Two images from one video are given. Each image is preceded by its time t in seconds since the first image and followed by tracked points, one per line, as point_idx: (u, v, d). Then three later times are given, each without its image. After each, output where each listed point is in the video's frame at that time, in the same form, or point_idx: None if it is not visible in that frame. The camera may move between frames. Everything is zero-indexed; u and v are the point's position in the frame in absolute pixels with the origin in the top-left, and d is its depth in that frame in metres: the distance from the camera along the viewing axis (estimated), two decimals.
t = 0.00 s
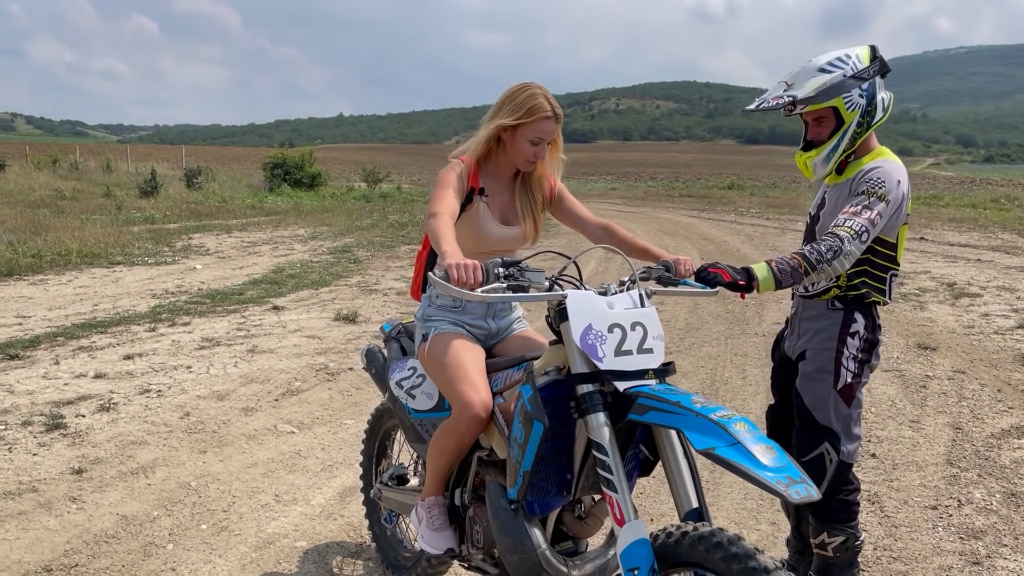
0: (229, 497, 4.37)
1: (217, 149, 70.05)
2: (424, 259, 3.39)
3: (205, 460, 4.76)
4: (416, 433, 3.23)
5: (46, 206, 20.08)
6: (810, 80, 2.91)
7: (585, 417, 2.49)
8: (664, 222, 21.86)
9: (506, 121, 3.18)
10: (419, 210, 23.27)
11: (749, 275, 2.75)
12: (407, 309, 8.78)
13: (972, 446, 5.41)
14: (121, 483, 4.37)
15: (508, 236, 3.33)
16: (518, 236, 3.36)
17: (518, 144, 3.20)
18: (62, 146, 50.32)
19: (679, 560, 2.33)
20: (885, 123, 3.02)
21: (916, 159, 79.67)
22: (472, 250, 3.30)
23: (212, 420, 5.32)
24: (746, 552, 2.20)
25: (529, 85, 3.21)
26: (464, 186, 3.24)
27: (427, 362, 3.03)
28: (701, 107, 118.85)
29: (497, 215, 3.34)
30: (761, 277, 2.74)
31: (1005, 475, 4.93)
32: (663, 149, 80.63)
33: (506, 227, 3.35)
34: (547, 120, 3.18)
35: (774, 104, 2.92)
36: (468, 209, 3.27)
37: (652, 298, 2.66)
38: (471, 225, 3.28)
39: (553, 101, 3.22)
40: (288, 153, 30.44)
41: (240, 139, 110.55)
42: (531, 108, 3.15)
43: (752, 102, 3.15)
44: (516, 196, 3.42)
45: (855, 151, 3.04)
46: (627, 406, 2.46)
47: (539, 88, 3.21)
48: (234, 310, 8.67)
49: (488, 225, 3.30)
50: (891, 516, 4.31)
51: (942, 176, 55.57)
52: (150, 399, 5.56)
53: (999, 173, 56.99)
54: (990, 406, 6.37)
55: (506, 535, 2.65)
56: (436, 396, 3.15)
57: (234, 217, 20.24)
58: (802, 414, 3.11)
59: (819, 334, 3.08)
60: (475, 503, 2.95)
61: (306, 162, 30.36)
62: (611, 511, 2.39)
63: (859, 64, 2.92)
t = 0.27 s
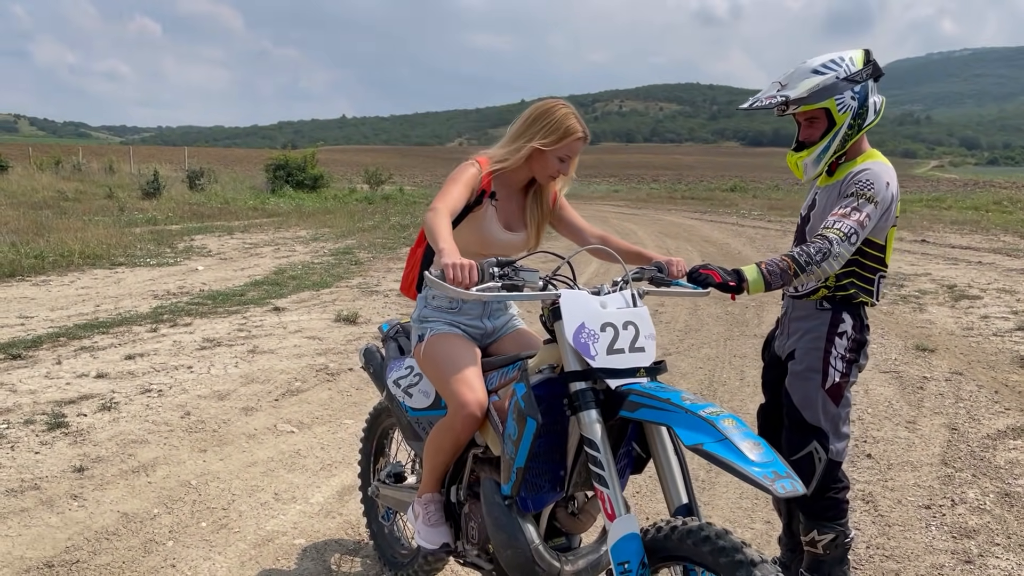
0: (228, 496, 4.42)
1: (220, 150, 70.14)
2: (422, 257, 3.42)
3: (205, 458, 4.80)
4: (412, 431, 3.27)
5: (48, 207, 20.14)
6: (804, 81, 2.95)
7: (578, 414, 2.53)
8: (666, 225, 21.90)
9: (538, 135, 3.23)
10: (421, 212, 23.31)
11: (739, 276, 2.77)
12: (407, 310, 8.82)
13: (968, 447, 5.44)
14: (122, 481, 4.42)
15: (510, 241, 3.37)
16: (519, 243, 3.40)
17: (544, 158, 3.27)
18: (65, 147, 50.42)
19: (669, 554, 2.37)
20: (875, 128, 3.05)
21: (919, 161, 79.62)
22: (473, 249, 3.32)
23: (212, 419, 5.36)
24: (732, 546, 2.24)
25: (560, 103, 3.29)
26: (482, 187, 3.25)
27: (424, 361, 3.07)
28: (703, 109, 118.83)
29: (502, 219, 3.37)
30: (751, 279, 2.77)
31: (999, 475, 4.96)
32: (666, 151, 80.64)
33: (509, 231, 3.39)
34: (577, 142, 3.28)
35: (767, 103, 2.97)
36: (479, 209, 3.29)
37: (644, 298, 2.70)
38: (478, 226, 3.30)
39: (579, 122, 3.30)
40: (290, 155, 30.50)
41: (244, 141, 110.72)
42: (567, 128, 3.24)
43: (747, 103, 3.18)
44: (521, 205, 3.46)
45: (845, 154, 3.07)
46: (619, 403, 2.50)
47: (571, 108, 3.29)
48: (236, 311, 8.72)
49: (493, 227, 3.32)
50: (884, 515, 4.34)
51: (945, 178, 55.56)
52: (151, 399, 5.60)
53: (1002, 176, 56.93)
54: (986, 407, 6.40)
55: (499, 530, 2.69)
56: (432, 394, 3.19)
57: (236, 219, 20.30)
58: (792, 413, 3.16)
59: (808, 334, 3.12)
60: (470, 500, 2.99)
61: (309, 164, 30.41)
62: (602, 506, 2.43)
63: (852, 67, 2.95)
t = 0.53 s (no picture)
0: (222, 489, 4.50)
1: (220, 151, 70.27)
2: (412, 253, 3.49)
3: (199, 453, 4.88)
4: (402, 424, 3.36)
5: (49, 208, 20.24)
6: (777, 89, 3.01)
7: (560, 405, 2.60)
8: (664, 225, 21.98)
9: (537, 142, 3.26)
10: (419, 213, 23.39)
11: (715, 273, 2.85)
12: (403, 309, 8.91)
13: (952, 444, 5.52)
14: (118, 475, 4.50)
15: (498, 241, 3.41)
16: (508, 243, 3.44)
17: (541, 165, 3.30)
18: (65, 148, 50.48)
19: (645, 540, 2.45)
20: (850, 128, 3.13)
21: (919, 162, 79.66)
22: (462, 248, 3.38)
23: (208, 415, 5.44)
24: (705, 531, 2.32)
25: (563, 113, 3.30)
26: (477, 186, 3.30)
27: (413, 356, 3.15)
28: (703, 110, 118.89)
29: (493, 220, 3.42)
30: (727, 276, 2.84)
31: (981, 471, 5.03)
32: (667, 152, 80.72)
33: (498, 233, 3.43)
34: (576, 153, 3.30)
35: (744, 113, 3.01)
36: (472, 208, 3.34)
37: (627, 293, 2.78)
38: (470, 225, 3.36)
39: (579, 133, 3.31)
40: (291, 156, 30.60)
41: (245, 142, 110.87)
42: (566, 138, 3.26)
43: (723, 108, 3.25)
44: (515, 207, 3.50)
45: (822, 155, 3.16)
46: (600, 395, 2.58)
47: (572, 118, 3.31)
48: (233, 310, 8.80)
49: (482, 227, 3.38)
50: (866, 510, 4.41)
51: (944, 179, 55.60)
52: (147, 395, 5.69)
53: (1003, 176, 56.95)
54: (973, 405, 6.48)
55: (483, 518, 2.77)
56: (421, 388, 3.27)
57: (236, 220, 20.40)
58: (769, 408, 3.23)
59: (785, 330, 3.19)
60: (456, 490, 3.07)
61: (309, 165, 30.50)
62: (582, 493, 2.50)
63: (823, 72, 3.03)
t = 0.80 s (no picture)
0: (214, 481, 4.60)
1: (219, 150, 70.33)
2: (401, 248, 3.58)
3: (193, 446, 4.98)
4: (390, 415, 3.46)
5: (47, 207, 20.32)
6: (746, 92, 3.12)
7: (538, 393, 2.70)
8: (660, 224, 22.08)
9: (516, 140, 3.35)
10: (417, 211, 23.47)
11: (690, 273, 2.93)
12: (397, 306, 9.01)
13: (933, 437, 5.62)
14: (112, 467, 4.60)
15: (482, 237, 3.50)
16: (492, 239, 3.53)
17: (521, 163, 3.38)
18: (63, 147, 50.54)
19: (618, 523, 2.55)
20: (819, 127, 3.24)
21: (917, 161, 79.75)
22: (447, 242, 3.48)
23: (202, 410, 5.54)
24: (674, 513, 2.42)
25: (544, 113, 3.39)
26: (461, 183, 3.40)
27: (400, 347, 3.25)
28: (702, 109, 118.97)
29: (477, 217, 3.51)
30: (701, 276, 2.92)
31: (960, 463, 5.14)
32: (665, 151, 80.80)
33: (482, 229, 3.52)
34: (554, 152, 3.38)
35: (715, 117, 3.10)
36: (456, 204, 3.45)
37: (605, 288, 2.87)
38: (455, 221, 3.46)
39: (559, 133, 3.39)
40: (289, 155, 30.69)
41: (244, 141, 110.91)
42: (545, 136, 3.33)
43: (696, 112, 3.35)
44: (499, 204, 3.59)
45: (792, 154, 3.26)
46: (577, 384, 2.67)
47: (552, 116, 3.39)
48: (229, 308, 8.90)
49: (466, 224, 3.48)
50: (844, 500, 4.51)
51: (942, 178, 55.70)
52: (142, 390, 5.79)
53: (1001, 175, 57.02)
54: (955, 399, 6.58)
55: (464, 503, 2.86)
56: (409, 378, 3.37)
57: (234, 218, 20.48)
58: (744, 398, 3.32)
59: (759, 323, 3.29)
60: (440, 477, 3.17)
61: (307, 164, 30.58)
62: (558, 477, 2.59)
63: (791, 74, 3.14)
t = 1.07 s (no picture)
0: (209, 471, 4.69)
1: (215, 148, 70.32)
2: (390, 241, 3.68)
3: (188, 438, 5.08)
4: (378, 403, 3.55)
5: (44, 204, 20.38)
6: (721, 90, 3.22)
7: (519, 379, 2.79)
8: (655, 220, 22.18)
9: (495, 137, 3.46)
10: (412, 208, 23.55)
11: (668, 266, 2.98)
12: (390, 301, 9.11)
13: (915, 427, 5.73)
14: (108, 458, 4.69)
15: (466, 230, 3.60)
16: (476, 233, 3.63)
17: (502, 157, 3.48)
18: (59, 145, 50.55)
19: (595, 502, 2.65)
20: (792, 122, 3.34)
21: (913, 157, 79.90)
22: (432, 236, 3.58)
23: (196, 402, 5.64)
24: (648, 492, 2.53)
25: (523, 110, 3.49)
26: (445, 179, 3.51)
27: (389, 336, 3.35)
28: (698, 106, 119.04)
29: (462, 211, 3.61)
30: (679, 269, 2.98)
31: (940, 452, 5.24)
32: (662, 149, 80.89)
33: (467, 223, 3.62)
34: (534, 145, 3.47)
35: (692, 114, 3.19)
36: (441, 199, 3.55)
37: (586, 278, 2.96)
38: (443, 215, 3.56)
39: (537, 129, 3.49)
40: (285, 153, 30.75)
41: (241, 138, 110.86)
42: (522, 130, 3.43)
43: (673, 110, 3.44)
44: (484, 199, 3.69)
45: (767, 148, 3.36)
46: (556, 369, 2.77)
47: (530, 113, 3.49)
48: (224, 303, 8.99)
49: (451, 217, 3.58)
50: (825, 488, 4.62)
51: (938, 174, 55.82)
52: (138, 383, 5.88)
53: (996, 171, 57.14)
54: (939, 391, 6.69)
55: (450, 486, 2.95)
56: (397, 368, 3.46)
57: (230, 215, 20.56)
58: (723, 385, 3.42)
59: (737, 312, 3.39)
60: (427, 462, 3.27)
61: (304, 161, 30.63)
62: (538, 459, 2.68)
63: (763, 71, 3.24)
